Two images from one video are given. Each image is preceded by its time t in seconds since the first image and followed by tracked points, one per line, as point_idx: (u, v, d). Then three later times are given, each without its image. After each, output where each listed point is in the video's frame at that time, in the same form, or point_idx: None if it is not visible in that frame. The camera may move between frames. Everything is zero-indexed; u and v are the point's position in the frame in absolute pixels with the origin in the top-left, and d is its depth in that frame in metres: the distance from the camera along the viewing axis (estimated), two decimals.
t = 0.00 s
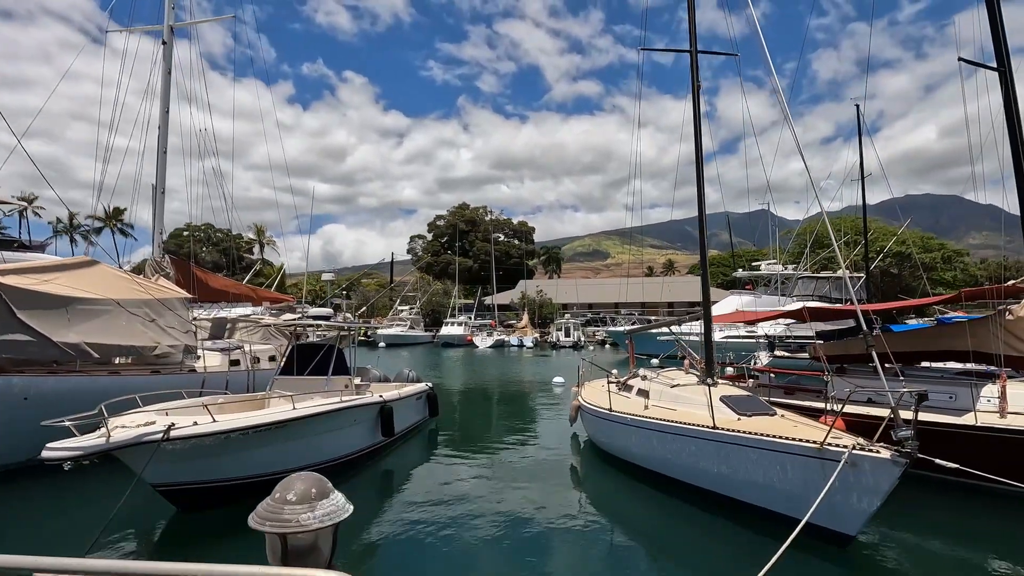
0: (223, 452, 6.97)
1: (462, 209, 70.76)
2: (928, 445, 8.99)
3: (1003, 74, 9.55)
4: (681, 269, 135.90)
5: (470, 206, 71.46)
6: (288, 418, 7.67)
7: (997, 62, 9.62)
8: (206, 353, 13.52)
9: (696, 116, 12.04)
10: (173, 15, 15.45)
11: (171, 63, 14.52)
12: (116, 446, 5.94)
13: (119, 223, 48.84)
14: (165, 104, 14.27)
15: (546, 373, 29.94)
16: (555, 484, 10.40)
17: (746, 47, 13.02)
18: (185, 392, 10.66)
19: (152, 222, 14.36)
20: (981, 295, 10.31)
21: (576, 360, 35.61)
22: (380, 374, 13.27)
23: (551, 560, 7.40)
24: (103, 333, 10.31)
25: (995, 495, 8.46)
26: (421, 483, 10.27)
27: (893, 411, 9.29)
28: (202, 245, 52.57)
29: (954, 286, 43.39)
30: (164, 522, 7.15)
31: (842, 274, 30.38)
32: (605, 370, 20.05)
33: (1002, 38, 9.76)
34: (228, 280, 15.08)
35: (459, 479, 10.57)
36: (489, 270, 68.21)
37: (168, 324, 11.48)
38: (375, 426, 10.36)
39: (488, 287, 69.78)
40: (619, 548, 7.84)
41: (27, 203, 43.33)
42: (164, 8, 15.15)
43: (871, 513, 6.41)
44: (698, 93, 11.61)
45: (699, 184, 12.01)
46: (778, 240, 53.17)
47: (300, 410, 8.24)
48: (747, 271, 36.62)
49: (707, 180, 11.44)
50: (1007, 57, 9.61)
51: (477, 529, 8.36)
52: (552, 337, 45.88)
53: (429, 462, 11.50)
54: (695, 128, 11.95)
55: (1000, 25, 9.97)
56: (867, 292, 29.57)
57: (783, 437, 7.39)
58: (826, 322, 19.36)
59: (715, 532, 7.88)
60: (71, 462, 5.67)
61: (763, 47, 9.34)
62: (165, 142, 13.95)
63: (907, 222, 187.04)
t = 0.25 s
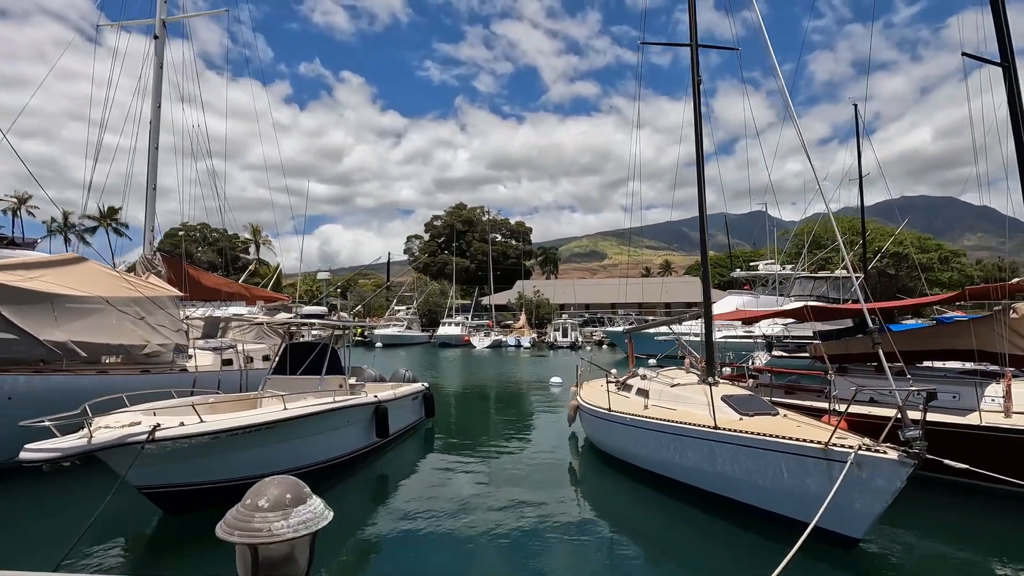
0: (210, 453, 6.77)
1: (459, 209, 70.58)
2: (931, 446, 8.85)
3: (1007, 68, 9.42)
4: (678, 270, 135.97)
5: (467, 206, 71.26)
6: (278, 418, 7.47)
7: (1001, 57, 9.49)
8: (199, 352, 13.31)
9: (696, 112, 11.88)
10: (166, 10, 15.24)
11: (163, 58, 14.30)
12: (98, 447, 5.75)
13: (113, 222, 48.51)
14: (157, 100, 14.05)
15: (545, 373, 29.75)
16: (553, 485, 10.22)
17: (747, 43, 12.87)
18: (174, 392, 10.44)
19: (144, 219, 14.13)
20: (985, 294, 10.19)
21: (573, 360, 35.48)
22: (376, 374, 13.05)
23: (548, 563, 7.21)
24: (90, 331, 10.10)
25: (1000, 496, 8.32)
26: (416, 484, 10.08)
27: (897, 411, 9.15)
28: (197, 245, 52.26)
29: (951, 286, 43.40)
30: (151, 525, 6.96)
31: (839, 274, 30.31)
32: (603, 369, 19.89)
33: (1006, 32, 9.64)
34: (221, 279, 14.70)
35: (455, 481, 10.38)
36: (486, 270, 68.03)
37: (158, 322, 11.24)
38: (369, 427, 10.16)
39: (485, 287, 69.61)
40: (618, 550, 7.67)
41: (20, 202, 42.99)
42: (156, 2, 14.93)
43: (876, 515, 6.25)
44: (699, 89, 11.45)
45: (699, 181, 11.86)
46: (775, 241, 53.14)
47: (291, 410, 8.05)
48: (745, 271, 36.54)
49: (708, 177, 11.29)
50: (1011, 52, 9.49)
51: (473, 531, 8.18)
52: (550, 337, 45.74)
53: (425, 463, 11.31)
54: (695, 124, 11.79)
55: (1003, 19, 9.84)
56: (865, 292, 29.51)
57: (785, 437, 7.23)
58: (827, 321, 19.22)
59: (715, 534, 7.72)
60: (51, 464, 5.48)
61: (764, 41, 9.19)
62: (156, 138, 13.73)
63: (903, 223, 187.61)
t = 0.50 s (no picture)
0: (196, 456, 6.54)
1: (456, 209, 70.39)
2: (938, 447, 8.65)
3: (1014, 62, 9.25)
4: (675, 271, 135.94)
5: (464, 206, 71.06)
6: (268, 420, 7.25)
7: (1008, 50, 9.32)
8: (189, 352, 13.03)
9: (697, 108, 11.68)
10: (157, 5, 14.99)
11: (154, 53, 14.05)
12: (79, 450, 5.52)
13: (108, 222, 48.17)
14: (148, 94, 13.80)
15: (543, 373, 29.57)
16: (551, 487, 9.99)
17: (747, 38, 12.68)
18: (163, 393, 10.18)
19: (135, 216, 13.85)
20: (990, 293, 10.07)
21: (571, 360, 35.29)
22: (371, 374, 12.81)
23: (546, 568, 6.97)
24: (76, 330, 9.82)
25: (1010, 499, 8.12)
26: (411, 487, 9.84)
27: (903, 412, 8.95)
28: (193, 245, 51.94)
29: (949, 287, 43.35)
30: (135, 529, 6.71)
31: (838, 273, 30.21)
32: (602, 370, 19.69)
33: (1013, 25, 9.47)
34: (213, 278, 14.43)
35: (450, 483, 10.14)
36: (484, 271, 67.81)
37: (148, 322, 10.96)
38: (364, 429, 9.93)
39: (483, 288, 69.40)
40: (618, 554, 7.43)
41: (14, 201, 42.62)
42: None
43: (886, 517, 6.05)
44: (700, 83, 11.26)
45: (700, 177, 11.66)
46: (773, 241, 53.07)
47: (281, 412, 7.82)
48: (743, 271, 36.42)
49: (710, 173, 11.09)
50: (1018, 45, 9.31)
51: (470, 534, 7.96)
52: (548, 338, 45.59)
53: (420, 465, 11.06)
54: (696, 120, 11.60)
55: (1010, 13, 9.67)
56: (864, 292, 29.40)
57: (791, 439, 7.02)
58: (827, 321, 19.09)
59: (712, 537, 7.55)
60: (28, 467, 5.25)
61: (767, 33, 8.99)
62: (147, 134, 13.47)
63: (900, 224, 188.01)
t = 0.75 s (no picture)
0: (180, 461, 6.36)
1: (454, 210, 70.21)
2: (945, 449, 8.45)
3: (1019, 57, 9.09)
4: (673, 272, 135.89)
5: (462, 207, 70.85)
6: (255, 423, 7.05)
7: (1013, 45, 9.16)
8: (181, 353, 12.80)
9: (698, 105, 11.49)
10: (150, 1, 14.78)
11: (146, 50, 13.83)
12: (55, 455, 5.32)
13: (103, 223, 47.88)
14: (138, 91, 13.57)
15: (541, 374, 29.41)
16: (549, 490, 9.77)
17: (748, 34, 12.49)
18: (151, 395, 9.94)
19: (126, 216, 13.62)
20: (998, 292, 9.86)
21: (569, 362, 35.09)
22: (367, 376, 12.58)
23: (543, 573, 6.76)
24: (62, 331, 9.58)
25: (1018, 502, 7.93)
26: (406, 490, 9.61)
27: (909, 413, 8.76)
28: (189, 246, 51.67)
29: (947, 287, 43.26)
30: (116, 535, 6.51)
31: (837, 274, 30.07)
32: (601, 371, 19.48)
33: (1018, 20, 9.31)
34: (207, 278, 14.14)
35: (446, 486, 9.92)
36: (482, 272, 67.59)
37: (137, 322, 10.72)
38: (357, 431, 9.70)
39: (481, 289, 69.18)
40: (617, 559, 7.23)
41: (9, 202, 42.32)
42: None
43: (893, 520, 5.85)
44: (700, 79, 11.08)
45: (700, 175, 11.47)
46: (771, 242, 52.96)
47: (270, 415, 7.61)
48: (742, 272, 36.29)
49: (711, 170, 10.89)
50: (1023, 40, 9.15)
51: (464, 537, 7.73)
52: (546, 339, 45.39)
53: (416, 468, 10.84)
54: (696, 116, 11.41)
55: (1015, 7, 9.52)
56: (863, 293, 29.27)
57: (795, 442, 6.83)
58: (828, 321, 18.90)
59: (715, 542, 7.32)
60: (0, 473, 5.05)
61: (770, 26, 8.81)
62: (137, 132, 13.24)
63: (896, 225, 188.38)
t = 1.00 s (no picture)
0: (166, 463, 6.17)
1: (453, 211, 70.07)
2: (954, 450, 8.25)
3: None
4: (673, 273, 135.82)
5: (461, 208, 70.68)
6: (244, 424, 6.87)
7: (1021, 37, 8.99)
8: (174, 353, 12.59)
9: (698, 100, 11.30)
10: None
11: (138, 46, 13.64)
12: (33, 457, 5.13)
13: (100, 223, 47.64)
14: (130, 87, 13.38)
15: (540, 375, 29.27)
16: (548, 492, 9.57)
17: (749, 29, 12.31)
18: (141, 396, 9.73)
19: (118, 214, 13.41)
20: (1007, 290, 9.66)
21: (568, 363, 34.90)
22: (363, 376, 12.38)
23: None
24: (50, 330, 9.39)
25: None
26: (401, 491, 9.40)
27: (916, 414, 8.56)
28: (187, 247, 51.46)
29: (947, 287, 43.16)
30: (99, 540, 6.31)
31: (837, 274, 29.93)
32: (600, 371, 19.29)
33: None
34: (199, 277, 13.94)
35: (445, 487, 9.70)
36: (480, 273, 67.41)
37: (128, 322, 10.54)
38: (352, 433, 9.51)
39: (480, 290, 69.04)
40: (618, 562, 7.02)
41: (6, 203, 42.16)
42: None
43: (905, 522, 5.64)
44: (701, 74, 10.88)
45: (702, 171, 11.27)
46: (771, 242, 52.86)
47: (260, 416, 7.41)
48: (742, 272, 36.16)
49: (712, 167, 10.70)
50: None
51: (460, 539, 7.53)
52: (546, 339, 45.22)
53: (412, 469, 10.63)
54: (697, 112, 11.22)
55: None
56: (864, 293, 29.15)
57: (801, 444, 6.63)
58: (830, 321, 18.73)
59: (717, 546, 7.11)
60: None
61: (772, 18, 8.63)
62: (129, 128, 13.04)
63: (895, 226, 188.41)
